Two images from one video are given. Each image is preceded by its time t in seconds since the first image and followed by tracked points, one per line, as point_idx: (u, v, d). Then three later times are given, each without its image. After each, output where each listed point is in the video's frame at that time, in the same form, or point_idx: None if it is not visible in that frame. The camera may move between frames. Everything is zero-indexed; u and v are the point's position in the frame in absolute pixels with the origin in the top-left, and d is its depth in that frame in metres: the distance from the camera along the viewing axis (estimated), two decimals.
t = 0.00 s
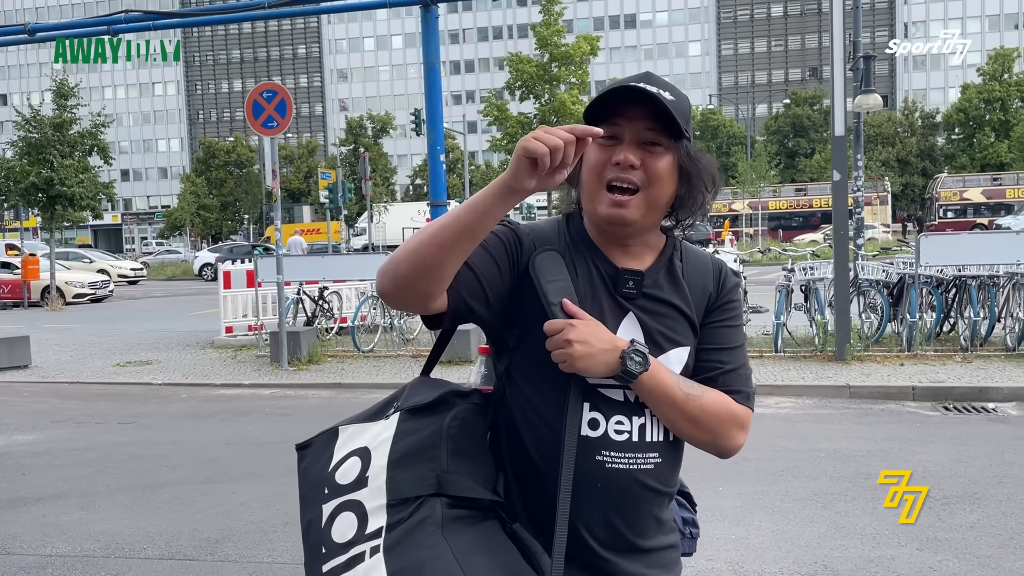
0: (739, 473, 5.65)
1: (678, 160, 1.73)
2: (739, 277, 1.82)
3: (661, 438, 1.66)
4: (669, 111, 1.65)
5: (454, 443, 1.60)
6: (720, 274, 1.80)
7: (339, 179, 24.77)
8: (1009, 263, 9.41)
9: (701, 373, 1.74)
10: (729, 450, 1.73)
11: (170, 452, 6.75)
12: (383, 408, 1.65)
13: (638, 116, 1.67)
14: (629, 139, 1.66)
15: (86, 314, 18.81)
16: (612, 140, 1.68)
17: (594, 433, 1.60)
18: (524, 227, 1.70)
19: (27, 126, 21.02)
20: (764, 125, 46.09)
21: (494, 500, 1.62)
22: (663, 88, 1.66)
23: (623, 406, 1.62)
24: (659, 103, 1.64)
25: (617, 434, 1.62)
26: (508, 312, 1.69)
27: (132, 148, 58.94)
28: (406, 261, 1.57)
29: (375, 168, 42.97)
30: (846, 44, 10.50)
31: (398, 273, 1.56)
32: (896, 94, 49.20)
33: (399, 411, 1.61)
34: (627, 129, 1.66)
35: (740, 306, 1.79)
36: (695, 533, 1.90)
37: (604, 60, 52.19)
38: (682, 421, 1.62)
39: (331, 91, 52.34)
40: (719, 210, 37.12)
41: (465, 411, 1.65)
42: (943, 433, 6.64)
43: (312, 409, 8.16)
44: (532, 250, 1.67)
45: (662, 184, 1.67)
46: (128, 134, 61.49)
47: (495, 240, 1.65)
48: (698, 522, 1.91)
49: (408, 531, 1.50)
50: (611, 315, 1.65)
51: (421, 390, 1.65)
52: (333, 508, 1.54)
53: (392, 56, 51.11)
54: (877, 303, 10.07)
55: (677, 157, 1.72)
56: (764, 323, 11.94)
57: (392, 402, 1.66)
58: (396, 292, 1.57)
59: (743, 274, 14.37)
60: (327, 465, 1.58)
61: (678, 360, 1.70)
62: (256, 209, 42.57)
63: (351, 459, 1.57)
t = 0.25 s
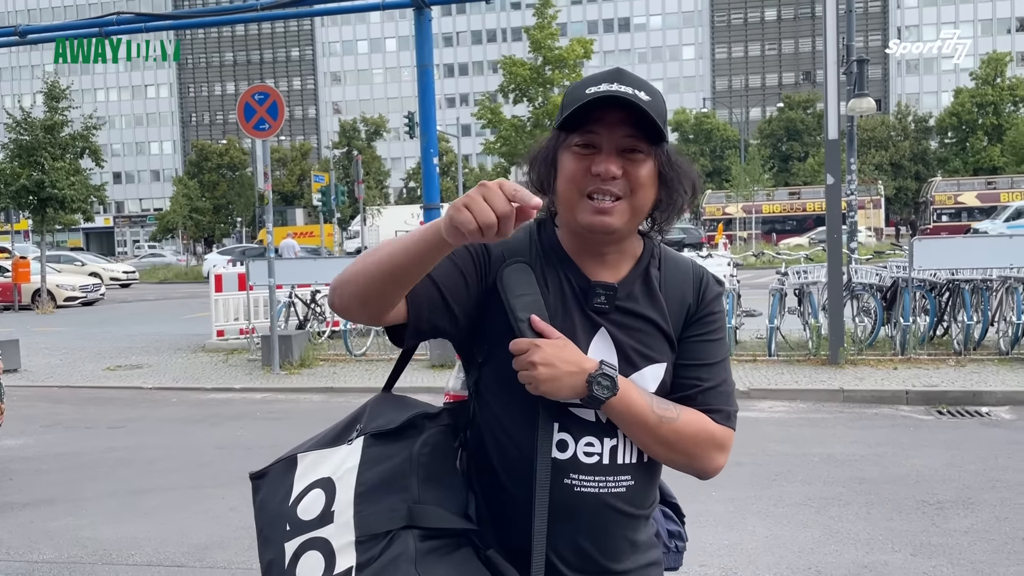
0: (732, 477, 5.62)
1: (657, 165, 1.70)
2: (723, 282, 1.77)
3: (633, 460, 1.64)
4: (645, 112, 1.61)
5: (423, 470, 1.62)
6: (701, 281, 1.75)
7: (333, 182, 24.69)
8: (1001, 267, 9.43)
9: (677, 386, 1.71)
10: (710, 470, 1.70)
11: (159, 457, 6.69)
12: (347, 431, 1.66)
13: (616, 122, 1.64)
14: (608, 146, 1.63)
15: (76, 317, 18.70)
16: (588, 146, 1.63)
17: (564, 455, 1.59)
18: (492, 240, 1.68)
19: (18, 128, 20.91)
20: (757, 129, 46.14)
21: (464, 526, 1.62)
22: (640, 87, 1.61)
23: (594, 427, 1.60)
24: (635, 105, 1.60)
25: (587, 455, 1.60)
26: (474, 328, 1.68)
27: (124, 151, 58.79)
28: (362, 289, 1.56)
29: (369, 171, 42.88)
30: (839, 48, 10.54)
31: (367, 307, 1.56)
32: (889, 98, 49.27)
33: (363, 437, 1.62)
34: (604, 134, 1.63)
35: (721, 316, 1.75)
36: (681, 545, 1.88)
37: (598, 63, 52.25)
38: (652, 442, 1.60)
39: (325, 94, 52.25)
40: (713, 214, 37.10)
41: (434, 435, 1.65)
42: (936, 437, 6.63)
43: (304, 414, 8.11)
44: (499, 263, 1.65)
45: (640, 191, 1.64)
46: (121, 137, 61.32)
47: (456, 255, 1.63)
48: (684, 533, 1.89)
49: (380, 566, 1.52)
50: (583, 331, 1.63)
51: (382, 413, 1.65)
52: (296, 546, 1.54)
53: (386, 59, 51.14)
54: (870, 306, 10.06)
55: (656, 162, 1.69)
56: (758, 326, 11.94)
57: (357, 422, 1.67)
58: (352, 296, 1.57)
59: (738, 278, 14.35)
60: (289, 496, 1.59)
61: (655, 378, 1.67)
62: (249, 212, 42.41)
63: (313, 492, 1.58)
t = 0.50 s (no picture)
0: (722, 481, 5.59)
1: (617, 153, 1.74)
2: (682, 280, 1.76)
3: (594, 471, 1.61)
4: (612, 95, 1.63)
5: (387, 486, 1.58)
6: (659, 277, 1.73)
7: (327, 183, 24.63)
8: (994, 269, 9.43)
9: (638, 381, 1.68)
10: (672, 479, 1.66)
11: (148, 460, 6.63)
12: (302, 439, 1.64)
13: (578, 108, 1.65)
14: (570, 135, 1.64)
15: (69, 318, 18.61)
16: (549, 134, 1.65)
17: (521, 469, 1.56)
18: (436, 240, 1.67)
19: (11, 129, 20.81)
20: (752, 131, 46.22)
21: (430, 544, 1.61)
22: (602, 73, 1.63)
23: (550, 437, 1.57)
24: (599, 90, 1.62)
25: (544, 467, 1.57)
26: (417, 333, 1.66)
27: (118, 152, 58.66)
28: (315, 302, 1.59)
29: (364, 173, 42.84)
30: (832, 51, 10.56)
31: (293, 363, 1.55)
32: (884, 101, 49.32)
33: (321, 448, 1.60)
34: (567, 122, 1.65)
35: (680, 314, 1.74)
36: (652, 559, 1.84)
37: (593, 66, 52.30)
38: (611, 451, 1.57)
39: (320, 96, 52.21)
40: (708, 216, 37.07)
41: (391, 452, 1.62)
42: (929, 440, 6.61)
43: (294, 417, 8.06)
44: (445, 265, 1.63)
45: (605, 182, 1.67)
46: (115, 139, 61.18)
47: (400, 255, 1.63)
48: (652, 549, 1.85)
49: None
50: (538, 334, 1.60)
51: (331, 419, 1.63)
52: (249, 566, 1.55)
53: (381, 61, 51.13)
54: (864, 309, 10.05)
55: (617, 149, 1.72)
56: (751, 329, 11.93)
57: (311, 433, 1.65)
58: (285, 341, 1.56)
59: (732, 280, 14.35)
60: (242, 515, 1.60)
61: (614, 382, 1.64)
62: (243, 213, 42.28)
63: (269, 507, 1.58)
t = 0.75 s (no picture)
0: (715, 484, 5.55)
1: (580, 159, 1.71)
2: (650, 263, 1.77)
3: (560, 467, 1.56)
4: (564, 106, 1.59)
5: (332, 477, 1.52)
6: (626, 261, 1.74)
7: (325, 185, 24.63)
8: (989, 271, 9.43)
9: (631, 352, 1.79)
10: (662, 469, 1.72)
11: (138, 462, 6.58)
12: (257, 433, 1.62)
13: (537, 119, 1.61)
14: (527, 146, 1.62)
15: (64, 319, 18.56)
16: (505, 145, 1.62)
17: (478, 459, 1.53)
18: (393, 226, 1.68)
19: (6, 129, 20.72)
20: (749, 134, 46.28)
21: (380, 542, 1.57)
22: (560, 78, 1.59)
23: (510, 428, 1.53)
24: (552, 96, 1.58)
25: (502, 458, 1.53)
26: (371, 321, 1.65)
27: (116, 153, 58.62)
28: (268, 301, 1.59)
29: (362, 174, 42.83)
30: (830, 54, 10.52)
31: (260, 355, 1.58)
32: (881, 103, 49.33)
33: (274, 440, 1.56)
34: (524, 131, 1.61)
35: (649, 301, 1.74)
36: None
37: (591, 68, 52.38)
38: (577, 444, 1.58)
39: (318, 97, 52.24)
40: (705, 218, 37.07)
41: (339, 443, 1.56)
42: (924, 443, 6.58)
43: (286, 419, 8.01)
44: (398, 252, 1.63)
45: (561, 197, 1.64)
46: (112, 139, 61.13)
47: (358, 247, 1.63)
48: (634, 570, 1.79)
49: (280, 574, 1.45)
50: (495, 327, 1.57)
51: (292, 410, 1.62)
52: (187, 556, 1.49)
53: (379, 62, 51.19)
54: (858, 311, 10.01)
55: (578, 158, 1.70)
56: (747, 331, 11.90)
57: (268, 426, 1.63)
58: (246, 335, 1.59)
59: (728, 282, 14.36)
60: (184, 505, 1.54)
61: (578, 373, 1.60)
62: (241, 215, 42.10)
63: (212, 497, 1.52)
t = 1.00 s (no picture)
0: (710, 488, 5.51)
1: (589, 154, 1.72)
2: (660, 264, 1.77)
3: (573, 476, 1.49)
4: (574, 97, 1.60)
5: (316, 468, 1.47)
6: (636, 261, 1.74)
7: (323, 186, 24.59)
8: (987, 274, 9.39)
9: (640, 365, 1.73)
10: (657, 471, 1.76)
11: (131, 463, 6.56)
12: (261, 429, 1.59)
13: (546, 108, 1.63)
14: (537, 135, 1.63)
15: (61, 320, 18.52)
16: (517, 136, 1.63)
17: (488, 458, 1.49)
18: (406, 224, 1.67)
19: (4, 129, 20.70)
20: (749, 135, 46.21)
21: (365, 537, 1.48)
22: (569, 73, 1.61)
23: (518, 429, 1.49)
24: (561, 89, 1.59)
25: (513, 459, 1.49)
26: (382, 319, 1.63)
27: (115, 153, 58.56)
28: (282, 293, 1.58)
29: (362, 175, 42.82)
30: (827, 56, 10.51)
31: (270, 345, 1.55)
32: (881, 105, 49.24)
33: (271, 433, 1.54)
34: (534, 122, 1.63)
35: (658, 307, 1.73)
36: None
37: (591, 69, 52.39)
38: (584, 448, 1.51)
39: (318, 98, 52.22)
40: (705, 219, 37.02)
41: (333, 430, 1.52)
42: (920, 446, 6.55)
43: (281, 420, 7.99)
44: (410, 249, 1.62)
45: (573, 188, 1.65)
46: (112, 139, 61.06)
47: (370, 245, 1.62)
48: None
49: (248, 561, 1.37)
50: (505, 323, 1.55)
51: (300, 405, 1.58)
52: (178, 538, 1.48)
53: (379, 63, 51.23)
54: (857, 313, 9.99)
55: (588, 152, 1.70)
56: (744, 333, 11.89)
57: (272, 423, 1.60)
58: (257, 328, 1.57)
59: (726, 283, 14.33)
60: (188, 492, 1.55)
61: (590, 376, 1.57)
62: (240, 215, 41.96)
63: (208, 485, 1.52)
